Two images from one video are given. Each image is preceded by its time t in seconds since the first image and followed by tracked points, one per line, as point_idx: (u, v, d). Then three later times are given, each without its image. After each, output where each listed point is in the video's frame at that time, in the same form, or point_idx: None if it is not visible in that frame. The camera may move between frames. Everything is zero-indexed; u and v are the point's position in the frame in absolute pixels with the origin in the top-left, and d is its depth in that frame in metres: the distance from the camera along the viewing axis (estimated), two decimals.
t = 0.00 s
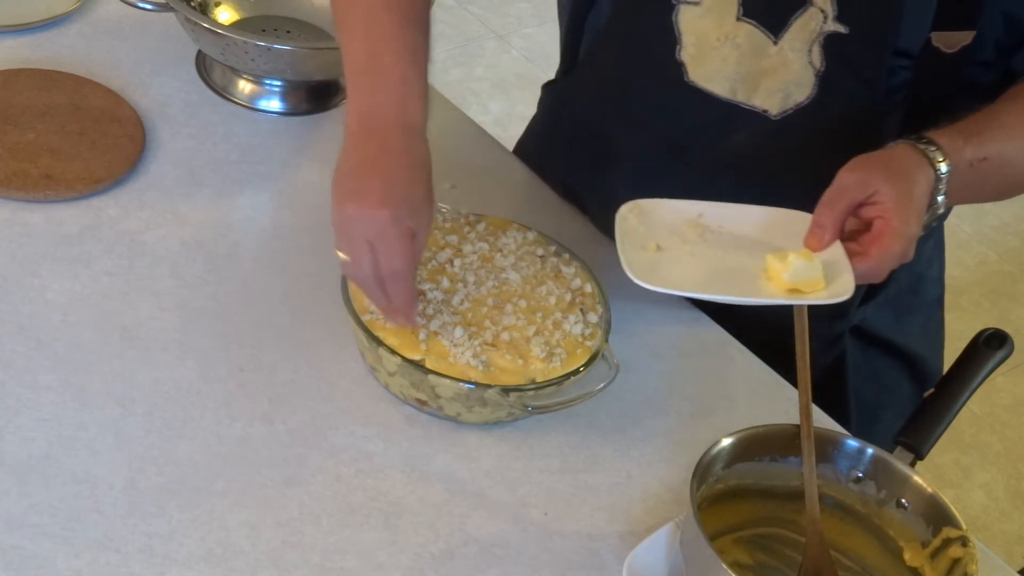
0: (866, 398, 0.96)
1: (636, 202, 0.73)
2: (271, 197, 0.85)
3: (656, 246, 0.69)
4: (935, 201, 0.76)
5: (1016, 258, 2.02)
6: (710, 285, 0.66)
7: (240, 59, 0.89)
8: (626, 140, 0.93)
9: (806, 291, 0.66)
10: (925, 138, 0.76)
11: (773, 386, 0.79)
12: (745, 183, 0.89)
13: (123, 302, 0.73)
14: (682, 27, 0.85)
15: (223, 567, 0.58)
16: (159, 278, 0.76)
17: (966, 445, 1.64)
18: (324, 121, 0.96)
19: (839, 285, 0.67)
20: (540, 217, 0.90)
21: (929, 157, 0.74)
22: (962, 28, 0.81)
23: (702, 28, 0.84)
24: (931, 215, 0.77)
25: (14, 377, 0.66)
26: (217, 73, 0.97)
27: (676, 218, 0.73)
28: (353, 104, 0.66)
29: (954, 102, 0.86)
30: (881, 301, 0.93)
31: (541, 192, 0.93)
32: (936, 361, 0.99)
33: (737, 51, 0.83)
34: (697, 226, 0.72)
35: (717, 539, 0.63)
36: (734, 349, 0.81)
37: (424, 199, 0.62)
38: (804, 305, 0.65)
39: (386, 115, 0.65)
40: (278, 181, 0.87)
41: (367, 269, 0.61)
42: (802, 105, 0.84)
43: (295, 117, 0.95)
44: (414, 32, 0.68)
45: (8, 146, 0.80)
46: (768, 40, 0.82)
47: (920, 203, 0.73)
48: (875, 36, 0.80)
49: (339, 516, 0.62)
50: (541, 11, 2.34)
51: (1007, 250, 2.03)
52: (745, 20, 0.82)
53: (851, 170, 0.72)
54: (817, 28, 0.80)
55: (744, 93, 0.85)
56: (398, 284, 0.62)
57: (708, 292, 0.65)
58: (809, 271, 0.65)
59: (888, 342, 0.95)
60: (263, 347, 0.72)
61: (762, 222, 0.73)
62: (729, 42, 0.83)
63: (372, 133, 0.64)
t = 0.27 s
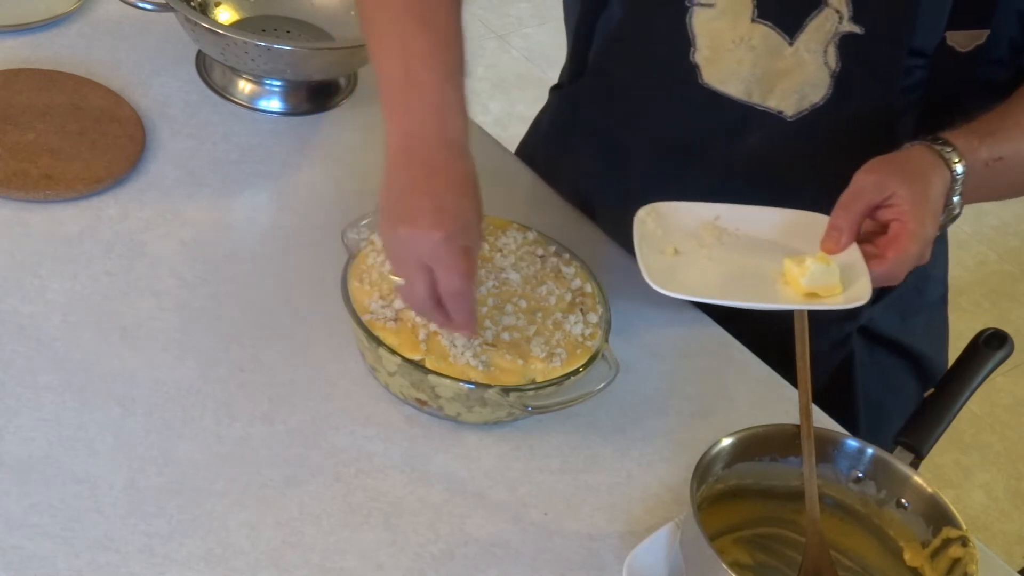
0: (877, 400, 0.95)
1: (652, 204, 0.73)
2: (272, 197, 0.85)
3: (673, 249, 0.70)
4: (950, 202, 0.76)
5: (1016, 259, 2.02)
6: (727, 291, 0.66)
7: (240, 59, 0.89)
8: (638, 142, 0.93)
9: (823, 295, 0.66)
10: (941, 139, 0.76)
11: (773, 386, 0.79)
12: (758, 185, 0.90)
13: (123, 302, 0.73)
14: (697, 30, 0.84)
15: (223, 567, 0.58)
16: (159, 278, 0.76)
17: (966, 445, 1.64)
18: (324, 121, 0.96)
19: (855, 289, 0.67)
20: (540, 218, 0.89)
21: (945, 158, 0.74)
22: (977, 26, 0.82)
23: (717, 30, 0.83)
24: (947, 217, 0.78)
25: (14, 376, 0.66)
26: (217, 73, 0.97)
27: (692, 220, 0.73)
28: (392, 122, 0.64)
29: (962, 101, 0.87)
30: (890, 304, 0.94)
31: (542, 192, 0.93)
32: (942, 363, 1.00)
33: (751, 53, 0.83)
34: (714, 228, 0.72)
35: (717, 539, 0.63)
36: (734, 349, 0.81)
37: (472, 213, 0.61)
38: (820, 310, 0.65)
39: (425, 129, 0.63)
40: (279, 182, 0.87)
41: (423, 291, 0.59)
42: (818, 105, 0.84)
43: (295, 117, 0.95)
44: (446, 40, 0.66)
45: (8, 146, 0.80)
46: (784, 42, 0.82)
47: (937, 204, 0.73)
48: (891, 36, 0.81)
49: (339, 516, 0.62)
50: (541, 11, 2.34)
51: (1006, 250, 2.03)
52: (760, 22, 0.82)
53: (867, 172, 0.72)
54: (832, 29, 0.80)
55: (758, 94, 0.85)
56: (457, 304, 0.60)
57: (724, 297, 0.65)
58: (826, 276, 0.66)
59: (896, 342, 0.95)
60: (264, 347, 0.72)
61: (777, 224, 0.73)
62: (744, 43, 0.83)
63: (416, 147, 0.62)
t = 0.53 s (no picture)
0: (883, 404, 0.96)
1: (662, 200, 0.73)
2: (272, 198, 0.85)
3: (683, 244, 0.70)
4: (960, 201, 0.77)
5: (1016, 258, 2.02)
6: (736, 287, 0.66)
7: (240, 59, 0.89)
8: (647, 141, 0.93)
9: (830, 292, 0.66)
10: (951, 139, 0.76)
11: (773, 386, 0.79)
12: (766, 185, 0.90)
13: (123, 303, 0.73)
14: (709, 28, 0.84)
15: (223, 567, 0.58)
16: (159, 278, 0.76)
17: (966, 445, 1.64)
18: (324, 121, 0.96)
19: (863, 286, 0.67)
20: (540, 218, 0.89)
21: (956, 157, 0.75)
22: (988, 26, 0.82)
23: (729, 29, 0.83)
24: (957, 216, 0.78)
25: (14, 376, 0.66)
26: (217, 73, 0.97)
27: (702, 216, 0.73)
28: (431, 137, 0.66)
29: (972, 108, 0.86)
30: (898, 309, 0.95)
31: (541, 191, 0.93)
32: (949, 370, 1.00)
33: (763, 51, 0.83)
34: (724, 224, 0.72)
35: (717, 538, 0.63)
36: (734, 349, 0.81)
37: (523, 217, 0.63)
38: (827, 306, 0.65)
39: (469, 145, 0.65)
40: (279, 182, 0.87)
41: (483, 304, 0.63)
42: (828, 105, 0.84)
43: (295, 117, 0.95)
44: (480, 56, 0.69)
45: (9, 146, 0.80)
46: (795, 40, 0.82)
47: (946, 203, 0.74)
48: (902, 36, 0.80)
49: (339, 516, 0.62)
50: (542, 11, 2.34)
51: (1006, 250, 2.03)
52: (771, 21, 0.82)
53: (878, 171, 0.72)
54: (845, 28, 0.80)
55: (770, 93, 0.85)
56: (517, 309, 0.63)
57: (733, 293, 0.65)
58: (833, 272, 0.65)
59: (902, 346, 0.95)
60: (265, 347, 0.72)
61: (787, 221, 0.74)
62: (756, 42, 0.83)
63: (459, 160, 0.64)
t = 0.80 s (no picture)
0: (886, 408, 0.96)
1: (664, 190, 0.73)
2: (272, 198, 0.85)
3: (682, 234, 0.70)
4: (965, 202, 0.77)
5: (1016, 258, 2.02)
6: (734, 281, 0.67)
7: (240, 59, 0.89)
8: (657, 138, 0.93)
9: (827, 286, 0.66)
10: (958, 139, 0.76)
11: (773, 386, 0.79)
12: (773, 181, 0.90)
13: (123, 303, 0.73)
14: (720, 23, 0.85)
15: (223, 567, 0.58)
16: (159, 278, 0.76)
17: (966, 445, 1.64)
18: (324, 121, 0.96)
19: (861, 281, 0.67)
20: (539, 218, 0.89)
21: (962, 158, 0.74)
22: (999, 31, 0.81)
23: (741, 24, 0.84)
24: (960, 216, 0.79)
25: (14, 376, 0.66)
26: (217, 73, 0.97)
27: (703, 210, 0.73)
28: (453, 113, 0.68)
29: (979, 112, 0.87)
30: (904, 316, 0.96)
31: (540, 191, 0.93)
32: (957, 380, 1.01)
33: (773, 47, 0.84)
34: (726, 217, 0.72)
35: (716, 539, 0.63)
36: (734, 349, 0.81)
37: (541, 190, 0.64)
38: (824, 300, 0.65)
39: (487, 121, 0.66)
40: (279, 182, 0.87)
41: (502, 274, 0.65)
42: (837, 104, 0.84)
43: (295, 117, 0.95)
44: (496, 37, 0.70)
45: (9, 146, 0.80)
46: (806, 37, 0.83)
47: (949, 203, 0.73)
48: (914, 36, 0.81)
49: (339, 516, 0.62)
50: (542, 11, 2.34)
51: (1006, 250, 2.03)
52: (782, 16, 0.82)
53: (881, 168, 0.72)
54: (856, 25, 0.80)
55: (779, 90, 0.85)
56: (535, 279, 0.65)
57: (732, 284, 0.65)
58: (830, 267, 0.65)
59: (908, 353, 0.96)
60: (265, 348, 0.72)
61: (788, 216, 0.74)
62: (766, 38, 0.83)
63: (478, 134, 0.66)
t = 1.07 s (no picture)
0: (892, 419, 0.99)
1: (670, 178, 0.74)
2: (272, 198, 0.85)
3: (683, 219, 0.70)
4: (974, 205, 0.77)
5: (1016, 259, 2.02)
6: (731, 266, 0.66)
7: (240, 59, 0.89)
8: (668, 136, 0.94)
9: (825, 275, 0.65)
10: (968, 140, 0.76)
11: (773, 386, 0.78)
12: (785, 179, 0.90)
13: (123, 303, 0.73)
14: (734, 18, 0.86)
15: (223, 567, 0.58)
16: (159, 278, 0.76)
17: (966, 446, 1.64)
18: (324, 121, 0.96)
19: (859, 271, 0.66)
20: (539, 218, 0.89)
21: (970, 159, 0.74)
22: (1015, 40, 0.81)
23: (755, 19, 0.85)
24: (968, 219, 0.78)
25: (14, 376, 0.66)
26: (217, 73, 0.97)
27: (709, 197, 0.73)
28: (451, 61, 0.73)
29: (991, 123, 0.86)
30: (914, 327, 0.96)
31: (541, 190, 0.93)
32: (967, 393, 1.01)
33: (786, 44, 0.84)
34: (728, 206, 0.73)
35: (716, 539, 0.63)
36: (734, 349, 0.81)
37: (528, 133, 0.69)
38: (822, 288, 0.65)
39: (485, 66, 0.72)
40: (279, 182, 0.87)
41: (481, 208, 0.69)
42: (847, 104, 0.85)
43: (295, 117, 0.95)
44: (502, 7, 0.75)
45: (9, 146, 0.80)
46: (818, 36, 0.83)
47: (955, 202, 0.73)
48: (927, 40, 0.81)
49: (339, 516, 0.62)
50: (542, 11, 2.34)
51: (1006, 251, 2.03)
52: (797, 13, 0.83)
53: (887, 164, 0.72)
54: (868, 26, 0.81)
55: (790, 87, 0.86)
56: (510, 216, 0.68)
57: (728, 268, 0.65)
58: (829, 255, 0.65)
59: (917, 367, 0.98)
60: (265, 348, 0.72)
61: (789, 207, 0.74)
62: (780, 34, 0.84)
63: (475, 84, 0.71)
